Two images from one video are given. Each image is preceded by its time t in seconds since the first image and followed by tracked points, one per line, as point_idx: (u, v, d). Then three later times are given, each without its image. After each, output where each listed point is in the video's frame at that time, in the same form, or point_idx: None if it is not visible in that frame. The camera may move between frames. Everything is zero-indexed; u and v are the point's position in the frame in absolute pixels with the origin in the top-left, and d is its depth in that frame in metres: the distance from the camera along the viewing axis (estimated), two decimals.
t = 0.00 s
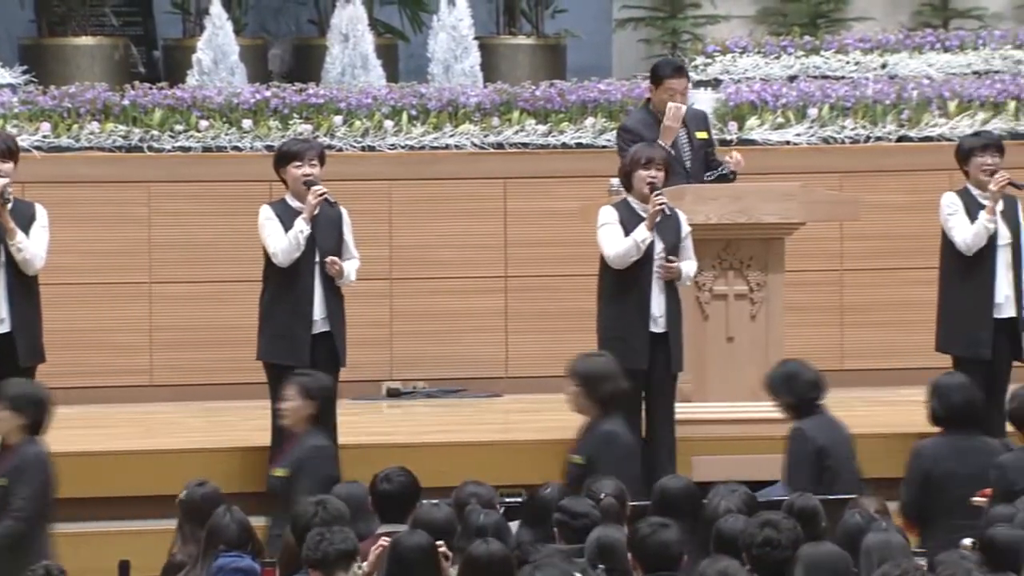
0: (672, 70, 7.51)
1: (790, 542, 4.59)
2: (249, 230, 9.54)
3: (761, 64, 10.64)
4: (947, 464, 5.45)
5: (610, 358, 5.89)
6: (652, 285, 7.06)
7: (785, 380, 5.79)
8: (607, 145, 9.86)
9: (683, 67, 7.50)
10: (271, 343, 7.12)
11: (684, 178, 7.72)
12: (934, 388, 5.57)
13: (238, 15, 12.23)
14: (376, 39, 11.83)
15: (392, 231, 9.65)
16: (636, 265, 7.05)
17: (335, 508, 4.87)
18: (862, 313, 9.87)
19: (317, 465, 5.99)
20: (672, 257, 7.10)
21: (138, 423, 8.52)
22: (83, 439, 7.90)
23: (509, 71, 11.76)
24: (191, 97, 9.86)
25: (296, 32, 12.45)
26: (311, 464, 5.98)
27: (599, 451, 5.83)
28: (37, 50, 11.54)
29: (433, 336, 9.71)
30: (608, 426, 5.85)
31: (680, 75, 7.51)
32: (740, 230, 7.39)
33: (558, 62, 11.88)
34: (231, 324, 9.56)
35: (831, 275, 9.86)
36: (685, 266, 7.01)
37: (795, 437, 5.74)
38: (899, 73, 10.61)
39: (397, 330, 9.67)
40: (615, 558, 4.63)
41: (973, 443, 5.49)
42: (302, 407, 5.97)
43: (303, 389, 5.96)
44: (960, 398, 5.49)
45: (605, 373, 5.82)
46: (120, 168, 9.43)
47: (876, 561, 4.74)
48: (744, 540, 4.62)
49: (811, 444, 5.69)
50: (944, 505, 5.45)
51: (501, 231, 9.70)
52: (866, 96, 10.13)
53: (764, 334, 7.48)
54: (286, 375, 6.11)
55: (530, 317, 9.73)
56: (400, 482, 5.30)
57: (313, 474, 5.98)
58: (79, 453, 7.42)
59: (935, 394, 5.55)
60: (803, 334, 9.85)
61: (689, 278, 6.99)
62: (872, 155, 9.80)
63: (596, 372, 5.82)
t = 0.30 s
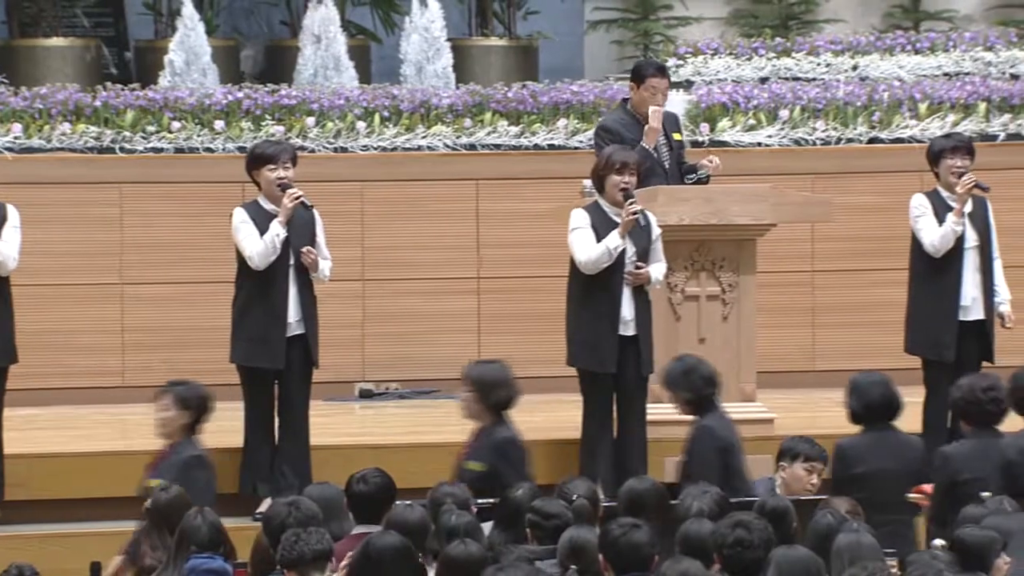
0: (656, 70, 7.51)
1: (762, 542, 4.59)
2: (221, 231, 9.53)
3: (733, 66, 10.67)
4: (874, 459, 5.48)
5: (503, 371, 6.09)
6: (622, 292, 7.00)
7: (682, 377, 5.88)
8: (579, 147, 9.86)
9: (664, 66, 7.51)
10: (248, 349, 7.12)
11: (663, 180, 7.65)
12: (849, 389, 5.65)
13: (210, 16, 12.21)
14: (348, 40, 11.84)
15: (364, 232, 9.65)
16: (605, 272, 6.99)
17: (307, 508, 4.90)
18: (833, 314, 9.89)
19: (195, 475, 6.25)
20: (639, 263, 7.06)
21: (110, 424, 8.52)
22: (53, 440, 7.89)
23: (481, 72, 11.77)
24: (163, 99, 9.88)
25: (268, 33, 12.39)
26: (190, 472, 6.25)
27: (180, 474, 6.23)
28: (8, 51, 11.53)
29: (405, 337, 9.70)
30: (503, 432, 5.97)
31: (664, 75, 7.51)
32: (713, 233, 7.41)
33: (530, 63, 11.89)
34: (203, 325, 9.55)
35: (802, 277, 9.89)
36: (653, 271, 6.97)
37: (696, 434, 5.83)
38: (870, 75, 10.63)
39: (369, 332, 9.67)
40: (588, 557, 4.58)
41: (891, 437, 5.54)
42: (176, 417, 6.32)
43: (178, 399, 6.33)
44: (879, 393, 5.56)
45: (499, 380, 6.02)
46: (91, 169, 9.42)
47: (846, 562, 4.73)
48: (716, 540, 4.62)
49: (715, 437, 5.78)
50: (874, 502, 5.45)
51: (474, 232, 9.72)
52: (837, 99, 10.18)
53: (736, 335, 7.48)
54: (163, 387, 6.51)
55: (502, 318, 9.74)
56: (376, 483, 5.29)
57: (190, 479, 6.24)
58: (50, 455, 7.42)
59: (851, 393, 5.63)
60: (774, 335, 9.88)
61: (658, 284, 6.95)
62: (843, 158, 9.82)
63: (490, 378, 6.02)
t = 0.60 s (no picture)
0: (638, 70, 7.44)
1: (734, 544, 4.58)
2: (193, 233, 9.52)
3: (704, 68, 10.69)
4: (792, 461, 5.65)
5: (387, 369, 5.84)
6: (594, 294, 7.00)
7: (584, 383, 5.95)
8: (550, 149, 9.88)
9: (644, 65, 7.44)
10: (219, 351, 7.13)
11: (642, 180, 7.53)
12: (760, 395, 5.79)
13: (181, 17, 12.17)
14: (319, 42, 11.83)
15: (336, 234, 9.64)
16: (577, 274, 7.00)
17: (278, 512, 4.88)
18: (805, 316, 9.91)
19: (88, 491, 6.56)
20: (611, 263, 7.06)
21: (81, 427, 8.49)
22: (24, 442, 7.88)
23: (454, 74, 11.75)
24: (134, 100, 9.86)
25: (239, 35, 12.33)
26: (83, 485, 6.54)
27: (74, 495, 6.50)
28: None
29: (376, 339, 9.70)
30: (388, 432, 5.76)
31: (645, 75, 7.44)
32: (685, 234, 7.41)
33: (502, 65, 11.90)
34: (174, 327, 9.53)
35: (774, 278, 9.91)
36: (624, 272, 6.98)
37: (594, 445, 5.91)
38: (841, 77, 10.64)
39: (342, 333, 9.67)
40: (559, 559, 4.58)
41: (804, 439, 5.72)
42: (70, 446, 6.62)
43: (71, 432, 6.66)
44: (789, 400, 5.70)
45: (383, 379, 5.77)
46: (62, 170, 9.40)
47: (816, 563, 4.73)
48: (687, 541, 4.61)
49: (614, 444, 5.85)
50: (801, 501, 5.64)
51: (446, 234, 9.72)
52: (808, 101, 10.20)
53: (708, 337, 7.49)
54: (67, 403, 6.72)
55: (473, 320, 9.75)
56: (348, 486, 5.23)
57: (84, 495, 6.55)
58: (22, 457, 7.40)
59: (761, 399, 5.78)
60: (745, 337, 9.90)
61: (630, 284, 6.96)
62: (816, 160, 9.83)
63: (374, 378, 5.77)
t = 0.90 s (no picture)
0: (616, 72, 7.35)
1: (704, 545, 4.55)
2: (162, 235, 9.50)
3: (674, 70, 10.72)
4: (711, 456, 5.65)
5: (267, 368, 5.75)
6: (567, 294, 6.99)
7: (478, 378, 5.91)
8: (521, 150, 9.89)
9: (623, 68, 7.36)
10: (189, 351, 7.12)
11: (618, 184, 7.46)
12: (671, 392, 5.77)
13: (150, 19, 12.15)
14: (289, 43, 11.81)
15: (306, 235, 9.64)
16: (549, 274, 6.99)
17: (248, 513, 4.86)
18: (775, 317, 9.92)
19: None
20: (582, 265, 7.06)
21: (52, 429, 8.47)
22: None
23: (424, 76, 11.74)
24: (103, 102, 9.84)
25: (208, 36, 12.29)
26: None
27: None
28: None
29: (347, 340, 9.69)
30: (269, 431, 5.68)
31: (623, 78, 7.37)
32: (653, 236, 7.41)
33: (473, 67, 11.89)
34: (144, 329, 9.51)
35: (744, 280, 9.93)
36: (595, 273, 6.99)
37: (488, 441, 5.95)
38: (810, 79, 10.66)
39: (311, 335, 9.65)
40: (531, 560, 4.52)
41: (715, 435, 5.73)
42: None
43: None
44: (704, 397, 5.70)
45: (262, 378, 5.67)
46: (31, 171, 9.38)
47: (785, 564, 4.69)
48: (657, 543, 4.58)
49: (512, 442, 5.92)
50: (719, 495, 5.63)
51: (417, 236, 9.71)
52: (778, 103, 10.21)
53: (678, 338, 7.50)
54: None
55: (444, 321, 9.74)
56: (314, 487, 5.18)
57: None
58: None
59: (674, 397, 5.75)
60: (714, 339, 9.91)
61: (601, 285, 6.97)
62: (786, 162, 9.85)
63: (254, 378, 5.68)
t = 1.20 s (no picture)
0: (595, 78, 7.32)
1: (672, 546, 4.51)
2: (129, 236, 9.47)
3: (641, 72, 10.73)
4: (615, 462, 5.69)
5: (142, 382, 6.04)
6: (536, 295, 6.99)
7: (365, 389, 5.85)
8: (489, 152, 9.90)
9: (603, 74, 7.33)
10: (154, 352, 7.07)
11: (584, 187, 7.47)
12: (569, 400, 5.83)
13: (116, 19, 12.11)
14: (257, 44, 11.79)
15: (273, 236, 9.63)
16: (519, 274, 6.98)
17: (214, 514, 4.84)
18: (742, 318, 9.94)
19: None
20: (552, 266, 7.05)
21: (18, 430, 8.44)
22: None
23: (392, 77, 11.71)
24: (69, 103, 9.82)
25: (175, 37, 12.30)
26: None
27: None
28: None
29: (314, 341, 9.68)
30: (143, 441, 5.86)
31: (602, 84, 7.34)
32: (621, 238, 7.40)
33: (440, 68, 11.89)
34: (111, 330, 9.48)
35: (711, 281, 9.94)
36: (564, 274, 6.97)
37: (370, 454, 5.81)
38: (777, 80, 10.69)
39: (278, 336, 9.64)
40: (498, 561, 4.51)
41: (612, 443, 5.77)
42: None
43: None
44: (600, 403, 5.75)
45: (136, 388, 5.95)
46: None
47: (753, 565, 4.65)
48: (625, 543, 4.52)
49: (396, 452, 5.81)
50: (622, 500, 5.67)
51: (385, 237, 9.70)
52: (745, 104, 10.23)
53: (645, 339, 7.50)
54: None
55: (412, 323, 9.73)
56: (281, 488, 5.10)
57: None
58: None
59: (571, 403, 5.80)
60: (681, 340, 9.92)
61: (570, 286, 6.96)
62: (754, 162, 9.89)
63: (129, 387, 5.93)
